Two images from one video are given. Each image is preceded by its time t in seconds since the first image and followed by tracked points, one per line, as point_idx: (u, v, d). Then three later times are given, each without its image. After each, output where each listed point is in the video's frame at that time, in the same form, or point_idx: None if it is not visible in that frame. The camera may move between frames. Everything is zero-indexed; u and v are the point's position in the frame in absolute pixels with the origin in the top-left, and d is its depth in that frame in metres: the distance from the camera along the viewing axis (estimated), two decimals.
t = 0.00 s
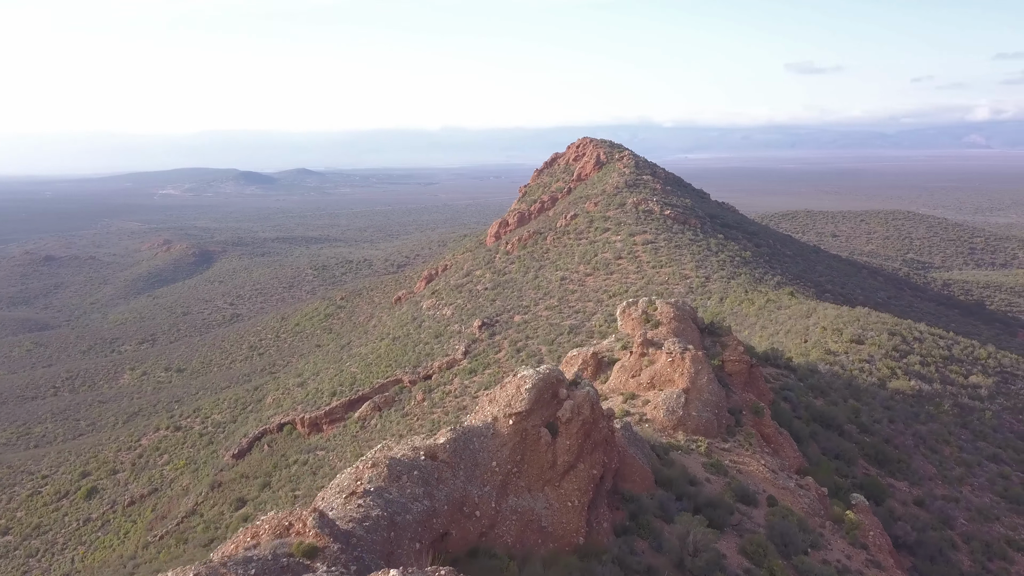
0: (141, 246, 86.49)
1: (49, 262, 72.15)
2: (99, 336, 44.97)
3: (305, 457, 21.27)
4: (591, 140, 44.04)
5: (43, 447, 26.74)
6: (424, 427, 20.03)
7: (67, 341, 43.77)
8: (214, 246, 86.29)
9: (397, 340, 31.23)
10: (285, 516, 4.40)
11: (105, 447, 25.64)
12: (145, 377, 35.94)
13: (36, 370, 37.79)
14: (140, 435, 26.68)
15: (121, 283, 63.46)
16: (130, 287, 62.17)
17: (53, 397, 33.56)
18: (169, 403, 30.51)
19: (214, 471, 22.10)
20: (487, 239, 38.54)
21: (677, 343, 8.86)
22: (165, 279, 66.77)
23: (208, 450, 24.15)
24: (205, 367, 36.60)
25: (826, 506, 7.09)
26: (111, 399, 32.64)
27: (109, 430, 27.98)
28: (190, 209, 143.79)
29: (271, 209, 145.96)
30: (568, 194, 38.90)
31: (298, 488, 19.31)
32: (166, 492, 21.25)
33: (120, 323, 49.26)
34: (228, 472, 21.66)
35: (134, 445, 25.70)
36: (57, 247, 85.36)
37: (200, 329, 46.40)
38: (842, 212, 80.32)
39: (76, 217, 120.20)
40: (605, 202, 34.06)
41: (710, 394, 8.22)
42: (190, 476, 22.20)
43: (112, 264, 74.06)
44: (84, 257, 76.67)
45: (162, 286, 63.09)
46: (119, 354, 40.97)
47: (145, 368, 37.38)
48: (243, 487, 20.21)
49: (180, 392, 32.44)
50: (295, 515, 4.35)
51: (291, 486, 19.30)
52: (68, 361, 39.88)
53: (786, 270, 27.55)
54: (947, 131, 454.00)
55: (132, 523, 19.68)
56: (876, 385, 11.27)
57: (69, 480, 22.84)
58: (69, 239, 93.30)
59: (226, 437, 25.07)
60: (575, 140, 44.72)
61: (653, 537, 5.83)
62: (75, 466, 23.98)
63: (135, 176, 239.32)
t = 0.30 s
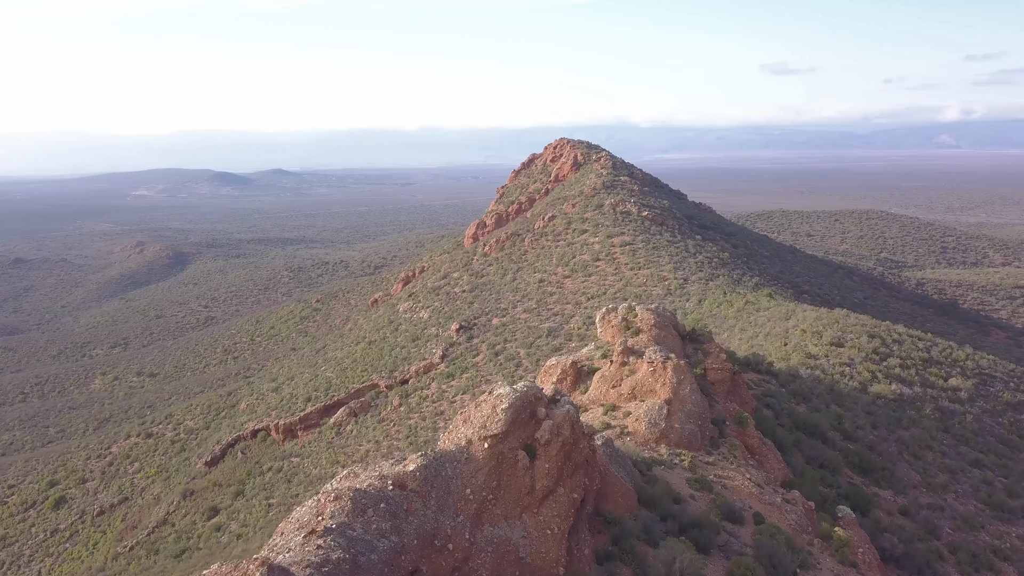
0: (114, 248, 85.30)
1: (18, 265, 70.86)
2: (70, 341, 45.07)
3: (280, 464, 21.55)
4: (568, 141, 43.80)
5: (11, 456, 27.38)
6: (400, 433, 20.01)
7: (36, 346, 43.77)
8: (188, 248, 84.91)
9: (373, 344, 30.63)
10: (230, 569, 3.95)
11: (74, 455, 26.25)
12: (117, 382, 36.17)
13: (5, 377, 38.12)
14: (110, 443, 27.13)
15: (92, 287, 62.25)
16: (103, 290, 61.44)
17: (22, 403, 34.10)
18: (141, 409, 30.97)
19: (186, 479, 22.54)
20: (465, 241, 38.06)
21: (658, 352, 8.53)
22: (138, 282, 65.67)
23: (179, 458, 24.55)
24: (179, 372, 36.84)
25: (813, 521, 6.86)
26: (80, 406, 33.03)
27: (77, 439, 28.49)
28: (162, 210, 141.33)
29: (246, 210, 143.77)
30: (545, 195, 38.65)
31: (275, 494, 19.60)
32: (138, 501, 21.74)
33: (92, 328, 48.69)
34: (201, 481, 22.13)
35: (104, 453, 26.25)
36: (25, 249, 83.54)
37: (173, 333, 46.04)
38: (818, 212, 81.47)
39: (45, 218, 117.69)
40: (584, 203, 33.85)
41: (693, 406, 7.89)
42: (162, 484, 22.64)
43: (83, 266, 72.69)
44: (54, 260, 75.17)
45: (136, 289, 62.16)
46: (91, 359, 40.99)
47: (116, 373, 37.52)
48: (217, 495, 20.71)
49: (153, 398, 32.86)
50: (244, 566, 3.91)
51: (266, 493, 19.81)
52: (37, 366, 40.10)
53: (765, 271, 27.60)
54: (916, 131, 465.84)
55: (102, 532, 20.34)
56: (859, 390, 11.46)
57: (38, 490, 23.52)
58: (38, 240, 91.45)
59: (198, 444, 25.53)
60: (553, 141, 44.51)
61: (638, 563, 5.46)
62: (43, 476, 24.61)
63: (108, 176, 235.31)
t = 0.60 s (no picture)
0: (92, 250, 84.59)
1: None
2: (44, 345, 45.24)
3: (258, 472, 21.58)
4: (550, 142, 43.61)
5: None
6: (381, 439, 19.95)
7: (10, 353, 43.98)
8: (167, 249, 84.00)
9: (353, 348, 30.04)
10: None
11: (47, 462, 26.52)
12: (93, 387, 36.65)
13: None
14: (85, 450, 27.29)
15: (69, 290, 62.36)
16: (81, 293, 61.36)
17: None
18: (117, 415, 31.25)
19: (162, 487, 22.56)
20: (447, 243, 37.56)
21: (643, 362, 8.19)
22: (115, 284, 65.92)
23: (155, 465, 24.66)
24: (156, 376, 37.19)
25: (805, 540, 6.60)
26: (54, 412, 33.37)
27: (51, 444, 28.76)
28: (139, 211, 139.33)
29: (226, 211, 142.01)
30: (527, 197, 38.39)
31: (253, 503, 19.55)
32: (112, 510, 21.84)
33: (67, 332, 48.66)
34: (178, 488, 22.17)
35: (79, 461, 26.44)
36: None
37: (150, 337, 46.25)
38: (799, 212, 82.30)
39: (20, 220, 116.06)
40: (566, 204, 33.60)
41: (679, 418, 7.56)
42: (137, 492, 22.71)
43: (59, 268, 72.27)
44: (29, 262, 74.62)
45: (113, 292, 62.10)
46: (66, 364, 41.36)
47: (92, 378, 37.88)
48: (194, 503, 20.74)
49: (130, 403, 33.25)
50: None
51: (244, 502, 19.84)
52: (12, 372, 40.43)
53: (748, 273, 27.60)
54: (891, 131, 475.21)
55: (76, 543, 20.41)
56: (846, 395, 11.60)
57: (11, 499, 23.81)
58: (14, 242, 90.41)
59: (175, 451, 25.65)
60: (534, 141, 44.22)
61: None
62: (16, 484, 24.82)
63: (85, 176, 232.18)
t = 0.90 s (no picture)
0: (68, 254, 84.60)
1: None
2: (20, 351, 47.16)
3: (233, 479, 22.06)
4: (530, 142, 43.44)
5: None
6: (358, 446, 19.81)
7: None
8: (145, 251, 83.84)
9: (331, 352, 29.37)
10: None
11: (21, 469, 27.96)
12: (67, 392, 38.62)
13: None
14: (57, 457, 28.69)
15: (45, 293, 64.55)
16: (56, 298, 63.26)
17: None
18: (92, 422, 32.84)
19: (136, 495, 23.20)
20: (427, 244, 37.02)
21: (628, 372, 7.84)
22: (91, 286, 68.45)
23: (129, 473, 25.48)
24: (131, 381, 38.77)
25: (795, 559, 6.35)
26: (29, 417, 35.04)
27: (25, 450, 30.34)
28: (116, 212, 138.12)
29: (204, 212, 140.64)
30: (508, 198, 38.12)
31: (230, 513, 19.96)
32: (85, 519, 22.69)
33: (41, 337, 50.75)
34: (152, 497, 22.85)
35: (53, 466, 27.77)
36: None
37: (127, 340, 48.69)
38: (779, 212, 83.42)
39: None
40: (547, 206, 33.35)
41: (665, 432, 7.21)
42: (111, 501, 23.50)
43: (35, 273, 74.07)
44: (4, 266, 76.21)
45: (88, 295, 64.49)
46: (41, 368, 43.68)
47: (66, 385, 39.65)
48: (170, 512, 21.27)
49: (105, 409, 34.88)
50: None
51: (219, 510, 20.39)
52: None
53: (729, 275, 27.64)
54: (866, 131, 484.88)
55: (51, 550, 21.27)
56: (831, 401, 11.75)
57: None
58: None
59: (150, 458, 26.48)
60: (515, 142, 43.95)
61: None
62: None
63: (63, 177, 230.28)
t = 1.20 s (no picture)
0: (43, 256, 83.11)
1: None
2: None
3: (211, 487, 21.80)
4: (511, 143, 43.13)
5: None
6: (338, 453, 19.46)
7: None
8: (123, 253, 82.68)
9: (310, 357, 28.65)
10: None
11: None
12: (41, 397, 38.01)
13: None
14: (30, 467, 28.28)
15: (18, 296, 63.72)
16: (31, 301, 62.49)
17: None
18: (66, 427, 32.62)
19: (111, 504, 23.00)
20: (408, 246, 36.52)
21: (612, 385, 7.48)
22: (68, 289, 67.42)
23: (103, 481, 25.30)
24: (108, 386, 38.20)
25: None
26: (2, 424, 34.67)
27: None
28: (92, 212, 135.84)
29: (182, 212, 138.61)
30: (490, 198, 37.79)
31: (205, 519, 19.86)
32: (57, 529, 22.51)
33: (14, 340, 50.16)
34: (126, 506, 22.63)
35: (23, 476, 27.61)
36: None
37: (104, 343, 47.96)
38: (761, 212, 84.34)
39: None
40: (528, 207, 33.04)
41: (651, 447, 6.83)
42: (85, 510, 23.34)
43: (9, 275, 72.97)
44: None
45: (64, 297, 63.90)
46: (15, 372, 43.10)
47: (40, 389, 39.20)
48: (144, 521, 21.13)
49: (79, 414, 34.52)
50: None
51: (196, 519, 20.17)
52: None
53: (712, 276, 27.61)
54: (843, 131, 492.96)
55: (20, 563, 21.29)
56: (818, 407, 11.88)
57: None
58: None
59: (124, 467, 26.23)
60: (497, 142, 43.58)
61: None
62: None
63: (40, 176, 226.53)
